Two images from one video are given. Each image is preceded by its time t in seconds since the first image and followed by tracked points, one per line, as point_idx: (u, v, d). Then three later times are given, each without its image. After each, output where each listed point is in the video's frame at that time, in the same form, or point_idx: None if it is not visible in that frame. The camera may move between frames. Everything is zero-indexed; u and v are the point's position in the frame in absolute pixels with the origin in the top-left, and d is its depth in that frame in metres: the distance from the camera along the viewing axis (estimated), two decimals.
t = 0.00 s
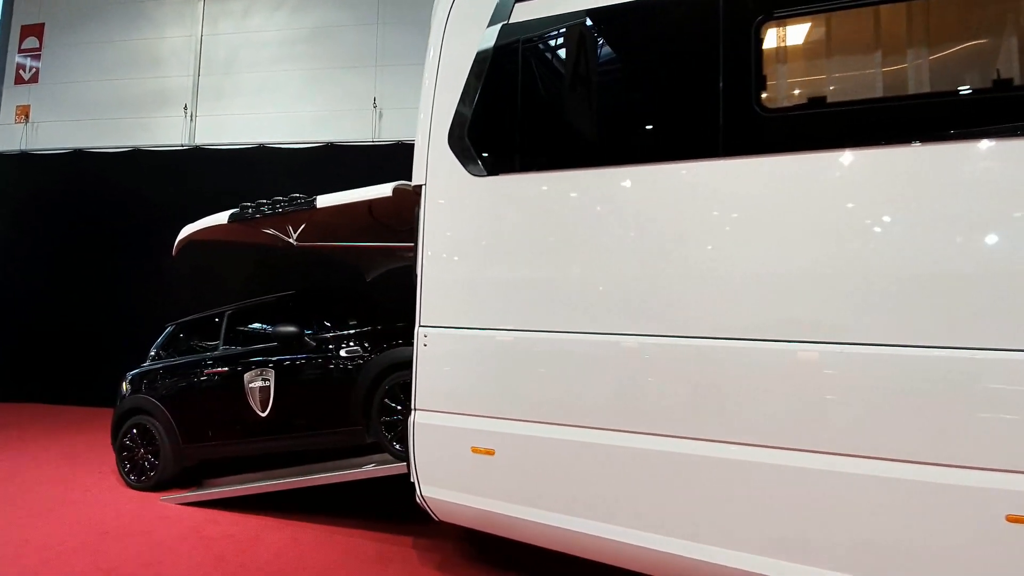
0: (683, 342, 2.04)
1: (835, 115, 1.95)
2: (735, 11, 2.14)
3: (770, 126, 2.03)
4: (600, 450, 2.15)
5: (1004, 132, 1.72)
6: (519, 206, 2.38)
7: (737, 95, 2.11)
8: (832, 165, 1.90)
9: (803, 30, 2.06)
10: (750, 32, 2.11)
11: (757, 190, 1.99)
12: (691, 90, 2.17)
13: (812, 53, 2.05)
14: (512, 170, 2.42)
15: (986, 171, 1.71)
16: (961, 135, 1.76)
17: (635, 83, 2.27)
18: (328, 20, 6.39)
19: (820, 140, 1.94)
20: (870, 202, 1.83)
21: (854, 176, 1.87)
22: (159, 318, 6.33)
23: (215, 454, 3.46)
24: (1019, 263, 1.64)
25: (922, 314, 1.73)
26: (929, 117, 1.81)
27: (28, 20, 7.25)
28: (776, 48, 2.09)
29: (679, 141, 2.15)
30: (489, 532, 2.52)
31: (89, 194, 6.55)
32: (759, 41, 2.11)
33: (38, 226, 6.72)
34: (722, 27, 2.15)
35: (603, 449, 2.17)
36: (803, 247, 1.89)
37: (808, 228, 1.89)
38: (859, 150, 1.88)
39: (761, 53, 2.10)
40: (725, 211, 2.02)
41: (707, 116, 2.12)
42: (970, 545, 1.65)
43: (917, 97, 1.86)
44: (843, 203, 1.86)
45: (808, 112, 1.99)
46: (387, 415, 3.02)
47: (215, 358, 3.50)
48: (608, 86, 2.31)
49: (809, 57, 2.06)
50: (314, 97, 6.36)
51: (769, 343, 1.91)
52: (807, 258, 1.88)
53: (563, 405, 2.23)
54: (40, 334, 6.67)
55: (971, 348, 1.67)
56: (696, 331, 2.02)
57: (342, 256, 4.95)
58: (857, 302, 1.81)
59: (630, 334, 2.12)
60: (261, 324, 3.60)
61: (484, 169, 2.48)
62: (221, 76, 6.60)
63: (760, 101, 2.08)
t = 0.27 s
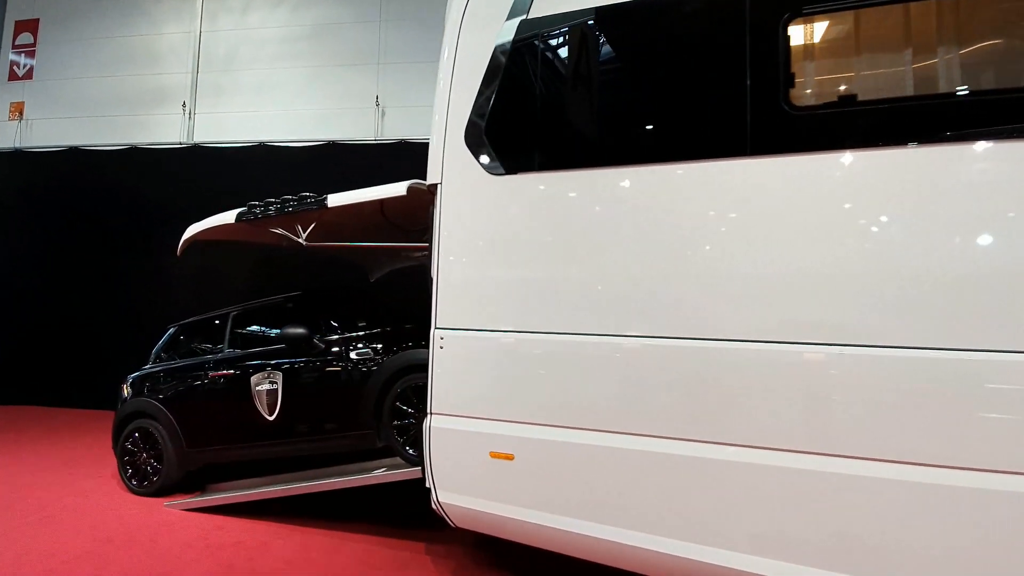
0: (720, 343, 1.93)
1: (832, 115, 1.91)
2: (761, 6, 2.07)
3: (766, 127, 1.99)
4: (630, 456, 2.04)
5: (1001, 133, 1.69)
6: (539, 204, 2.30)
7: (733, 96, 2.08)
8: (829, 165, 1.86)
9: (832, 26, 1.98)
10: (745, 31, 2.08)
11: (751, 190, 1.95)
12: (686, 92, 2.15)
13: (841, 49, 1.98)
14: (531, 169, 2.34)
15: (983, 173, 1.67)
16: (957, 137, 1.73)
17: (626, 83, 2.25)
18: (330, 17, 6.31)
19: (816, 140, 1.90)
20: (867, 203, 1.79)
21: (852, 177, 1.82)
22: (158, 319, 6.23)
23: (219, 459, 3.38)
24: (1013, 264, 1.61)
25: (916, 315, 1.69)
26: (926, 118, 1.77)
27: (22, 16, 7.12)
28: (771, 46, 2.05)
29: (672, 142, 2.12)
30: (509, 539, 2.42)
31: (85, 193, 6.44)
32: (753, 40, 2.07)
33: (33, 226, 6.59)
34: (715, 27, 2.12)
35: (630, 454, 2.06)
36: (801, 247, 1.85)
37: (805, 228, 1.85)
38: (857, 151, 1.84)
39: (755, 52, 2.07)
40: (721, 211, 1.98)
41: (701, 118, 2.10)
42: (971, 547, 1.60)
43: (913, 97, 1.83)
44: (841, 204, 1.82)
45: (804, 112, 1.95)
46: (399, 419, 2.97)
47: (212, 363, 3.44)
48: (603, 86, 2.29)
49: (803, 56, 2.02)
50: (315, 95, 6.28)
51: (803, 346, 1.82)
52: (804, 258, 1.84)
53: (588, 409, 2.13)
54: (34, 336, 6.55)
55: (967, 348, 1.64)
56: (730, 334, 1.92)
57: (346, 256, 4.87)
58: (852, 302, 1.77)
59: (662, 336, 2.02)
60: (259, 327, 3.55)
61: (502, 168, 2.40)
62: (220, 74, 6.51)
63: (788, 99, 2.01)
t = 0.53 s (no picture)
0: (759, 343, 1.85)
1: (831, 114, 1.88)
2: None
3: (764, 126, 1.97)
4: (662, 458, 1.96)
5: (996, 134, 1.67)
6: (562, 200, 2.22)
7: (732, 95, 2.06)
8: (827, 164, 1.84)
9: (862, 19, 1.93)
10: (743, 30, 2.06)
11: (746, 190, 1.93)
12: (685, 92, 2.13)
13: (870, 45, 1.92)
14: (554, 166, 2.27)
15: (981, 173, 1.65)
16: (954, 137, 1.71)
17: (620, 83, 2.25)
18: (332, 13, 6.24)
19: (815, 139, 1.87)
20: (864, 203, 1.77)
21: (850, 176, 1.80)
22: (157, 318, 6.13)
23: (227, 461, 3.31)
24: (1004, 264, 1.59)
25: (909, 315, 1.67)
26: (925, 117, 1.75)
27: (17, 10, 6.99)
28: (769, 44, 2.03)
29: (669, 142, 2.10)
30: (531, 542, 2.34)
31: (83, 190, 6.33)
32: (751, 40, 2.05)
33: (28, 223, 6.48)
34: (711, 27, 2.11)
35: (660, 455, 1.98)
36: (803, 246, 1.82)
37: (802, 228, 1.83)
38: (856, 151, 1.81)
39: (754, 51, 2.05)
40: (718, 211, 1.96)
41: (698, 117, 2.08)
42: (969, 547, 1.59)
43: (909, 97, 1.81)
44: (837, 204, 1.80)
45: (802, 111, 1.93)
46: (413, 421, 2.92)
47: (209, 366, 3.40)
48: (600, 85, 2.28)
49: (800, 54, 1.98)
50: (317, 92, 6.21)
51: (839, 346, 1.75)
52: (803, 257, 1.81)
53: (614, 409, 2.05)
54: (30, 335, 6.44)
55: (963, 347, 1.62)
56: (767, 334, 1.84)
57: (350, 254, 4.80)
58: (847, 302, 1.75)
59: (694, 336, 1.94)
60: (258, 327, 3.49)
61: (523, 164, 2.33)
62: (220, 70, 6.41)
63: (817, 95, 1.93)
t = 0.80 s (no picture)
0: (800, 344, 1.77)
1: (830, 114, 1.88)
2: None
3: (761, 126, 1.96)
4: (692, 461, 1.89)
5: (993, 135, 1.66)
6: (583, 196, 2.17)
7: (732, 95, 2.05)
8: (825, 164, 1.82)
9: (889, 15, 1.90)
10: (741, 30, 2.05)
11: (742, 190, 1.92)
12: (683, 92, 2.13)
13: (897, 41, 1.90)
14: (576, 163, 2.22)
15: (983, 172, 1.63)
16: (953, 138, 1.69)
17: (617, 83, 2.24)
18: (335, 10, 6.18)
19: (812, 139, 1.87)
20: (862, 203, 1.75)
21: (847, 176, 1.78)
22: (157, 319, 6.05)
23: (235, 464, 3.25)
24: (997, 266, 1.57)
25: (902, 315, 1.66)
26: (925, 117, 1.75)
27: (14, 6, 6.89)
28: (766, 45, 2.02)
29: (664, 142, 2.10)
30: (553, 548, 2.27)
31: (81, 189, 6.25)
32: (751, 40, 2.05)
33: (26, 222, 6.38)
34: (709, 27, 2.11)
35: (689, 458, 1.90)
36: (799, 247, 1.81)
37: (800, 228, 1.81)
38: (854, 151, 1.80)
39: (753, 51, 2.04)
40: (714, 212, 1.94)
41: (694, 119, 2.08)
42: (990, 551, 1.54)
43: (906, 97, 1.81)
44: (834, 203, 1.78)
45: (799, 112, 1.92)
46: (428, 423, 2.87)
47: (208, 368, 3.38)
48: (599, 84, 2.26)
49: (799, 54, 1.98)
50: (320, 90, 6.15)
51: (880, 347, 1.68)
52: (798, 259, 1.80)
53: (640, 411, 1.98)
54: (27, 336, 6.35)
55: (965, 346, 1.59)
56: (807, 335, 1.77)
57: (356, 253, 4.74)
58: (838, 302, 1.74)
59: (727, 337, 1.87)
60: (258, 329, 3.44)
61: (543, 161, 2.27)
62: (221, 67, 6.34)
63: (849, 92, 1.89)
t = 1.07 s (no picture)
0: (841, 346, 1.72)
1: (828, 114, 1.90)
2: None
3: (759, 126, 1.98)
4: (727, 466, 1.83)
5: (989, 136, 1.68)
6: (609, 196, 2.13)
7: (732, 95, 2.08)
8: (825, 164, 1.84)
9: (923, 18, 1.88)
10: (741, 30, 2.07)
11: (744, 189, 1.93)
12: (683, 94, 2.16)
13: (927, 40, 1.87)
14: (600, 163, 2.18)
15: (981, 173, 1.65)
16: (953, 138, 1.71)
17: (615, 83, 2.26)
18: (340, 8, 6.13)
19: (811, 140, 1.89)
20: (863, 201, 1.76)
21: (847, 177, 1.80)
22: (159, 319, 5.98)
23: (247, 467, 3.20)
24: (994, 265, 1.59)
25: (899, 313, 1.66)
26: (924, 117, 1.76)
27: (13, 2, 6.81)
28: (766, 45, 2.04)
29: (661, 142, 2.12)
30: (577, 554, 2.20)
31: (82, 187, 6.18)
32: (750, 41, 2.07)
33: (25, 222, 6.31)
34: (709, 29, 2.13)
35: (722, 463, 1.84)
36: (794, 244, 1.82)
37: (798, 229, 1.82)
38: (855, 151, 1.81)
39: (752, 52, 2.06)
40: (715, 211, 1.95)
41: (693, 118, 2.09)
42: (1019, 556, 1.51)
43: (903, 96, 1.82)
44: (836, 202, 1.79)
45: (796, 111, 1.94)
46: (445, 426, 2.83)
47: (211, 373, 3.34)
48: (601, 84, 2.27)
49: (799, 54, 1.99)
50: (325, 89, 6.10)
51: (929, 349, 1.63)
52: (793, 255, 1.81)
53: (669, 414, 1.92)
54: (27, 337, 6.27)
55: (965, 348, 1.59)
56: (846, 337, 1.72)
57: (362, 253, 4.70)
58: (836, 301, 1.74)
59: (765, 339, 1.81)
60: (261, 332, 3.44)
61: (568, 161, 2.24)
62: (224, 65, 6.27)
63: (880, 93, 1.86)
